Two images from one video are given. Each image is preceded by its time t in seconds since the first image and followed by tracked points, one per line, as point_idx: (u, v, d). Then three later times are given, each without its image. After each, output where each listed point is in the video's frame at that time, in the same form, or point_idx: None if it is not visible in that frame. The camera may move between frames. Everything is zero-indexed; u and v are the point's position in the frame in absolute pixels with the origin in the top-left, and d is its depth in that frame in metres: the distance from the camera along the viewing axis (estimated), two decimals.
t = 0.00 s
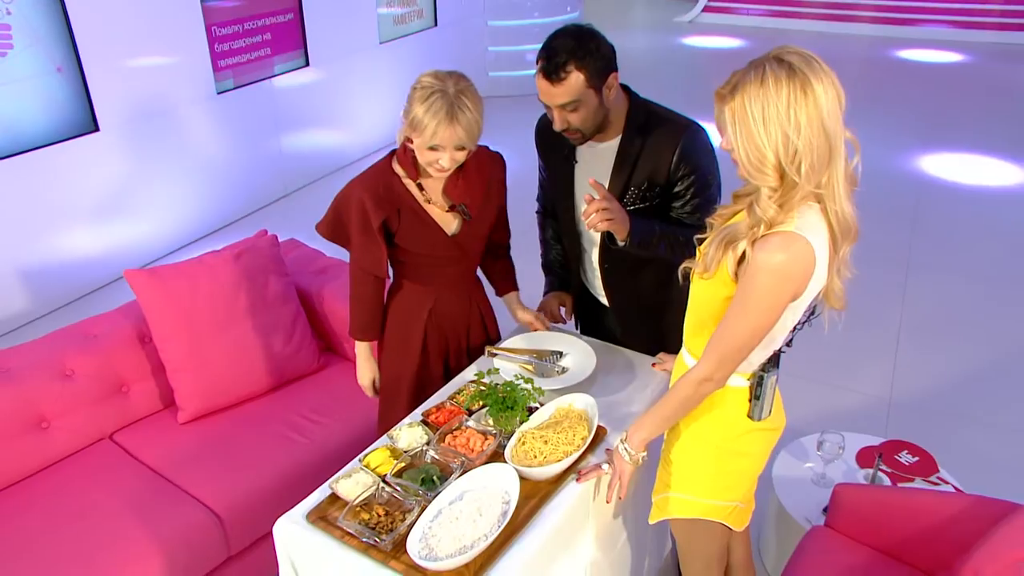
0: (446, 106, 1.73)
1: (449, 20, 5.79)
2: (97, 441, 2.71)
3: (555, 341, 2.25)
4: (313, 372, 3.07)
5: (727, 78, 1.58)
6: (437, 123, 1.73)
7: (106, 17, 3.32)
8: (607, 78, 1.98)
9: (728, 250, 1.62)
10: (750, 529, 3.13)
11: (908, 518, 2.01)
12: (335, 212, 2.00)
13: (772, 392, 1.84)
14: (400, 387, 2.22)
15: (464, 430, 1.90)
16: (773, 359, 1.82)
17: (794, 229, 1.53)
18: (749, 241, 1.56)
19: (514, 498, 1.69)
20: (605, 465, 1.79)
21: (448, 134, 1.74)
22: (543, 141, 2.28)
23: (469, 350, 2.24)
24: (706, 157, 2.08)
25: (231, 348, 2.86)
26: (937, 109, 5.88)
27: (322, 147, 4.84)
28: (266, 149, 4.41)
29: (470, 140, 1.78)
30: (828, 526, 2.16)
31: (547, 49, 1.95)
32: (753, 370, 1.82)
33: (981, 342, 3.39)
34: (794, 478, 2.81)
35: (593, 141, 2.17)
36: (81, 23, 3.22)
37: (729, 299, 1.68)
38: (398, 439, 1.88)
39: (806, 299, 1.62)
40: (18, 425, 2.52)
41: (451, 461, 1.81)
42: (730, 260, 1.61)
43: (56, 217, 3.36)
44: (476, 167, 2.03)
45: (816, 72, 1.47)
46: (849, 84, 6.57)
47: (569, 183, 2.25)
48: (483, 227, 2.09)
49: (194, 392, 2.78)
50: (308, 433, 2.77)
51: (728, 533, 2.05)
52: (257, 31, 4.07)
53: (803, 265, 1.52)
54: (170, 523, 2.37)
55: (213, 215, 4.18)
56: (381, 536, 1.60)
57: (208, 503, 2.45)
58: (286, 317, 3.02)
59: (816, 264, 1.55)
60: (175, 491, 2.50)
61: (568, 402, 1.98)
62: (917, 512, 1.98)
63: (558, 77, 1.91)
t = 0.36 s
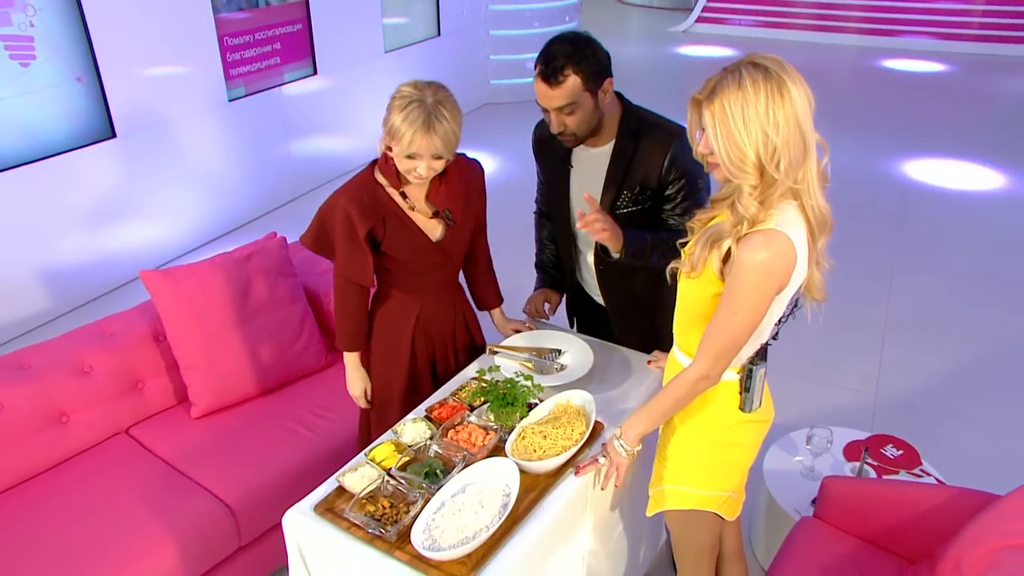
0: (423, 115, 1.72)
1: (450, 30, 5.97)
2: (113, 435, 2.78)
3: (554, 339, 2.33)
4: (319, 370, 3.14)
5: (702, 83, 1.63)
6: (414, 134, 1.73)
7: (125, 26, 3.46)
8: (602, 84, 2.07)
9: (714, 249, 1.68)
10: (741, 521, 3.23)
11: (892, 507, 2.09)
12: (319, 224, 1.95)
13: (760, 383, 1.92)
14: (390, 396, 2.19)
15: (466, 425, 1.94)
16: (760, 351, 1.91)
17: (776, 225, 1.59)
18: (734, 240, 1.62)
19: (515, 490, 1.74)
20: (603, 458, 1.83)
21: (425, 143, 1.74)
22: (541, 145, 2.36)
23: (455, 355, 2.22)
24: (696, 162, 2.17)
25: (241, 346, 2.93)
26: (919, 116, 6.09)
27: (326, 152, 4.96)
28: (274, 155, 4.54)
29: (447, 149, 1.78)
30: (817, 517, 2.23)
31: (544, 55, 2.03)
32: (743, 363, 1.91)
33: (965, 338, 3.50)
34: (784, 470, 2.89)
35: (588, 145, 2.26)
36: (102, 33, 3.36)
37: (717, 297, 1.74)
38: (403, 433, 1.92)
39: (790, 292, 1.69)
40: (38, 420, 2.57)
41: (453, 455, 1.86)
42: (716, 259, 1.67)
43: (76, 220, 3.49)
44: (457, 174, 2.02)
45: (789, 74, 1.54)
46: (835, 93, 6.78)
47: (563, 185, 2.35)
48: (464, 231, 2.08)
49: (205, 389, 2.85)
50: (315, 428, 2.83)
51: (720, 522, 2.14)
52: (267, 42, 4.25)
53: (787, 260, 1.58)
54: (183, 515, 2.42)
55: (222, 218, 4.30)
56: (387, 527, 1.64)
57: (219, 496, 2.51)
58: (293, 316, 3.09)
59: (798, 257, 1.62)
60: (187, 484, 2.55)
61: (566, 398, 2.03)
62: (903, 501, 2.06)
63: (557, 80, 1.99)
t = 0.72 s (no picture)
0: (412, 128, 1.74)
1: (452, 39, 6.12)
2: (129, 430, 2.83)
3: (552, 338, 2.44)
4: (327, 367, 3.20)
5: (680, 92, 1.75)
6: (405, 144, 1.74)
7: (139, 33, 3.59)
8: (598, 86, 2.17)
9: (696, 249, 1.79)
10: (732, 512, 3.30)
11: (877, 498, 2.19)
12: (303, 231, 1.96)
13: (748, 377, 1.99)
14: (380, 404, 2.21)
15: (468, 421, 2.04)
16: (746, 346, 2.00)
17: (753, 224, 1.71)
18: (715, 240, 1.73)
19: (514, 484, 1.84)
20: (600, 454, 1.92)
21: (417, 155, 1.76)
22: (536, 152, 2.48)
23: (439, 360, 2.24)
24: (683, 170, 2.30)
25: (251, 344, 2.99)
26: (904, 124, 6.26)
27: (329, 157, 5.08)
28: (283, 159, 4.68)
29: (437, 158, 1.79)
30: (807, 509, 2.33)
31: (544, 56, 2.12)
32: (729, 359, 2.01)
33: (950, 338, 3.62)
34: (773, 464, 2.96)
35: (581, 151, 2.38)
36: (120, 43, 3.50)
37: (700, 294, 1.86)
38: (407, 429, 2.02)
39: (769, 287, 1.80)
40: (57, 414, 2.62)
41: (456, 450, 1.95)
42: (697, 258, 1.79)
43: (98, 222, 3.65)
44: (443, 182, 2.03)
45: (761, 80, 1.66)
46: (824, 101, 6.95)
47: (557, 190, 2.47)
48: (452, 239, 2.10)
49: (216, 385, 2.89)
50: (322, 423, 2.87)
51: (710, 513, 2.19)
52: (276, 51, 4.40)
53: (764, 257, 1.70)
54: (195, 507, 2.45)
55: (232, 221, 4.44)
56: (392, 519, 1.74)
57: (229, 489, 2.54)
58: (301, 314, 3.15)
59: (775, 254, 1.74)
60: (199, 478, 2.59)
61: (565, 395, 2.13)
62: (890, 491, 2.16)
63: (556, 80, 2.08)
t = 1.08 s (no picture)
0: (408, 143, 1.82)
1: (455, 47, 6.27)
2: (144, 425, 2.88)
3: (551, 337, 2.54)
4: (333, 364, 3.25)
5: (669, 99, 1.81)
6: (400, 158, 1.81)
7: (153, 37, 3.71)
8: (591, 92, 2.27)
9: (687, 249, 1.84)
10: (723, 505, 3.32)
11: (864, 492, 2.28)
12: (306, 248, 2.04)
13: (736, 373, 2.04)
14: (381, 404, 2.31)
15: (470, 416, 2.11)
16: (735, 344, 2.03)
17: (743, 225, 1.76)
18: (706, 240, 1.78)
19: (514, 478, 1.90)
20: (598, 449, 1.99)
21: (411, 168, 1.83)
22: (530, 160, 2.61)
23: (439, 362, 2.34)
24: (671, 176, 2.41)
25: (260, 342, 3.02)
26: (892, 130, 6.41)
27: (333, 161, 5.20)
28: (292, 163, 4.83)
29: (431, 172, 1.87)
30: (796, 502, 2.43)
31: (539, 61, 2.21)
32: (718, 356, 2.03)
33: (935, 337, 3.73)
34: (765, 458, 3.02)
35: (574, 158, 2.49)
36: (136, 53, 3.64)
37: (691, 294, 1.91)
38: (411, 424, 2.10)
39: (758, 287, 1.86)
40: (76, 410, 2.68)
41: (458, 445, 2.02)
42: (688, 259, 1.83)
43: (112, 225, 3.77)
44: (439, 192, 2.13)
45: (749, 87, 1.72)
46: (814, 108, 7.10)
47: (552, 196, 2.60)
48: (450, 244, 2.20)
49: (227, 381, 2.94)
50: (329, 418, 2.92)
51: (700, 506, 2.22)
52: (284, 59, 4.54)
53: (754, 256, 1.75)
54: (207, 500, 2.50)
55: (241, 224, 4.57)
56: (395, 512, 1.81)
57: (238, 483, 2.59)
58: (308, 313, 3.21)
59: (763, 254, 1.79)
60: (210, 472, 2.64)
61: (564, 392, 2.21)
62: (875, 485, 2.25)
63: (551, 86, 2.17)
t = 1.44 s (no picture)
0: (406, 155, 1.92)
1: (457, 54, 6.39)
2: (155, 421, 2.92)
3: (551, 336, 2.63)
4: (338, 362, 3.28)
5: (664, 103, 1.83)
6: (398, 170, 1.92)
7: (163, 39, 3.81)
8: (582, 101, 2.37)
9: (682, 250, 1.86)
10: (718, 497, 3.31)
11: (855, 486, 2.33)
12: (307, 255, 2.15)
13: (730, 372, 2.06)
14: (383, 401, 2.41)
15: (471, 413, 2.17)
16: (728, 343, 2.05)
17: (736, 226, 1.78)
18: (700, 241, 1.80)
19: (514, 473, 1.95)
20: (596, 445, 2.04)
21: (408, 180, 1.94)
22: (526, 167, 2.71)
23: (440, 360, 2.44)
24: (664, 180, 2.51)
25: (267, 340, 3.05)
26: (882, 135, 6.53)
27: (336, 165, 5.30)
28: (296, 167, 4.94)
29: (427, 185, 1.98)
30: (789, 496, 2.47)
31: (532, 71, 2.30)
32: (713, 354, 2.04)
33: (924, 337, 3.81)
34: (759, 454, 3.06)
35: (569, 164, 2.59)
36: (144, 55, 3.73)
37: (686, 294, 1.93)
38: (414, 421, 2.15)
39: (751, 288, 1.87)
40: (89, 406, 2.71)
41: (460, 441, 2.07)
42: (682, 259, 1.85)
43: (120, 227, 3.87)
44: (439, 198, 2.23)
45: (741, 93, 1.74)
46: (807, 114, 7.21)
47: (549, 201, 2.70)
48: (448, 246, 2.30)
49: (234, 378, 2.97)
50: (334, 414, 2.95)
51: (695, 500, 2.24)
52: (291, 66, 4.66)
53: (747, 257, 1.77)
54: (215, 494, 2.53)
55: (247, 227, 4.69)
56: (399, 505, 1.85)
57: (246, 478, 2.62)
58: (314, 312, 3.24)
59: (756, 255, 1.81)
60: (219, 467, 2.67)
61: (562, 390, 2.27)
62: (862, 479, 2.30)
63: (543, 96, 2.27)
